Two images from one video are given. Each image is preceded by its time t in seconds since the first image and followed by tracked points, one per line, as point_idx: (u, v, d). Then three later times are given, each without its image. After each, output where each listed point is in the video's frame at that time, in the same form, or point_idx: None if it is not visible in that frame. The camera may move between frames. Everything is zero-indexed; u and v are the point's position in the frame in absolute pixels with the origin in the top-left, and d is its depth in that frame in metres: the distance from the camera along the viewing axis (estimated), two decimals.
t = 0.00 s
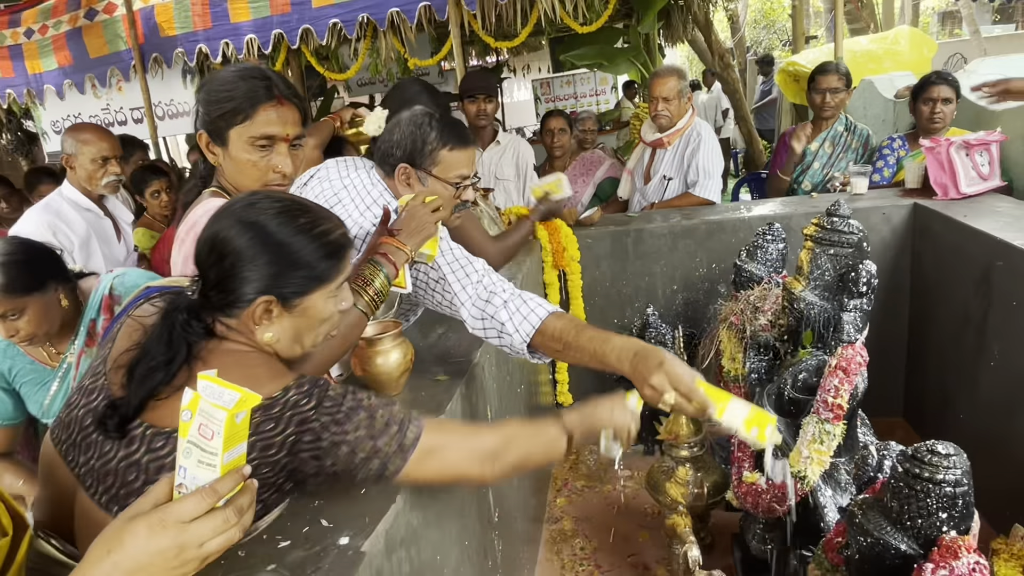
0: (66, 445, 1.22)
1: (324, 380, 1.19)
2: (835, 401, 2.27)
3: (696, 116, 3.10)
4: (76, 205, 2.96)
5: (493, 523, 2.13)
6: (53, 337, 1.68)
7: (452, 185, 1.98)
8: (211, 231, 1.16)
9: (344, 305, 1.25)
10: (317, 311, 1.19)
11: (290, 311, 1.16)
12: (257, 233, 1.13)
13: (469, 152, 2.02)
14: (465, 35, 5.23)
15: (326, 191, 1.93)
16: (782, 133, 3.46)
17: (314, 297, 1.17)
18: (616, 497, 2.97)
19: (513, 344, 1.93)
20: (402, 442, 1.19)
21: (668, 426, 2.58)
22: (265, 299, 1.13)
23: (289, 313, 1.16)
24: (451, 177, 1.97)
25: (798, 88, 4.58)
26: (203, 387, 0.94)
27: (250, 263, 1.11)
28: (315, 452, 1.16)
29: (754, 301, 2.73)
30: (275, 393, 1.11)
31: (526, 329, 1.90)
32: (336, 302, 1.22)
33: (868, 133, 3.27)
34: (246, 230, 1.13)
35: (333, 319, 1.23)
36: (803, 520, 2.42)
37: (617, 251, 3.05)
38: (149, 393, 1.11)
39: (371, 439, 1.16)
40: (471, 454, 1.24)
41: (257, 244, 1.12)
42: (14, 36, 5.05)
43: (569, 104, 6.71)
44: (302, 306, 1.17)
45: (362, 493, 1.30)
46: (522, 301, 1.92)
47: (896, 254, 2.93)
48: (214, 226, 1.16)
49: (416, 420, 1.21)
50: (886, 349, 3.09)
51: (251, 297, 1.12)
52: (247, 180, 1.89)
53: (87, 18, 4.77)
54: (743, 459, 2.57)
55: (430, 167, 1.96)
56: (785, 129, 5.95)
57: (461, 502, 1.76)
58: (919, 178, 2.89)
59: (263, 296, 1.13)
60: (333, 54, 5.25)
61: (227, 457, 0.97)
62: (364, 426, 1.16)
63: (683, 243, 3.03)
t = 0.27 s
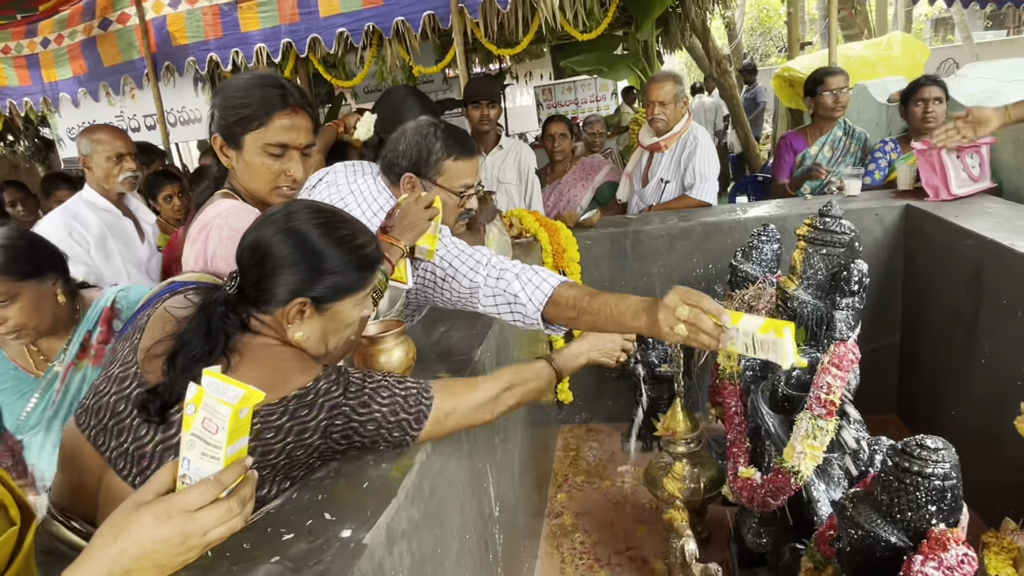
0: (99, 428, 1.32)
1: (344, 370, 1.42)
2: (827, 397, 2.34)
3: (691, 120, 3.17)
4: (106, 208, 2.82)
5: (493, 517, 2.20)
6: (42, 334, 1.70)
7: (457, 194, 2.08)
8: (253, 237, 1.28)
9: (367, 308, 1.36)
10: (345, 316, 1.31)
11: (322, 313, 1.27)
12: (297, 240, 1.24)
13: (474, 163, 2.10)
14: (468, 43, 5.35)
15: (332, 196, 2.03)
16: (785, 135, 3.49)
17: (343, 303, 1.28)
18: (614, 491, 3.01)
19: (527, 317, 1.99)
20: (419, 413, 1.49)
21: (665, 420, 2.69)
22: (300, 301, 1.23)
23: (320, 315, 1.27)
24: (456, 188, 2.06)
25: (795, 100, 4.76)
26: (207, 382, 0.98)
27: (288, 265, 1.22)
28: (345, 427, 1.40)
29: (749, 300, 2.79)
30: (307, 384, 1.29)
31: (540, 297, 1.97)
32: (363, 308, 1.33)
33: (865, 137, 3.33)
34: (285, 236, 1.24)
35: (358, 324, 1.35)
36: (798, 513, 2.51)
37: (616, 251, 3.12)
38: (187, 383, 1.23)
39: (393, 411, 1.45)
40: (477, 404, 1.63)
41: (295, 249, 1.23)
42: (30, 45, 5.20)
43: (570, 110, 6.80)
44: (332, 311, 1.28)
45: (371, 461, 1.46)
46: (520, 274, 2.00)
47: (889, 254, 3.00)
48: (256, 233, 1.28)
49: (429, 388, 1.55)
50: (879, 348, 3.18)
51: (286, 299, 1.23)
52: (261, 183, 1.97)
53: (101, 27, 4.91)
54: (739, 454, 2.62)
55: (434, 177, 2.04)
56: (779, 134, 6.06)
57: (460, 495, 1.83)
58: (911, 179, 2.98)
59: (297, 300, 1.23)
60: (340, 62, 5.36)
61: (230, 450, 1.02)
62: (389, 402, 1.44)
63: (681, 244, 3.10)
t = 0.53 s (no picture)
0: (110, 420, 1.44)
1: (344, 370, 1.45)
2: (809, 390, 2.47)
3: (682, 129, 3.35)
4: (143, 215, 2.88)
5: (494, 503, 2.33)
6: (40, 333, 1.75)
7: (460, 195, 2.19)
8: (263, 239, 1.40)
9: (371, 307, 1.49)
10: (346, 314, 1.43)
11: (324, 311, 1.39)
12: (304, 241, 1.36)
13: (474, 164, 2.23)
14: (472, 57, 5.62)
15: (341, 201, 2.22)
16: (776, 141, 3.63)
17: (344, 301, 1.40)
18: (609, 481, 3.17)
19: (522, 324, 2.18)
20: (410, 427, 1.46)
21: (659, 414, 2.80)
22: (305, 298, 1.35)
23: (323, 312, 1.39)
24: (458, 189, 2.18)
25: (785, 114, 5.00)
26: (230, 372, 1.08)
27: (297, 265, 1.35)
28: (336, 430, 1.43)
29: (736, 299, 2.96)
30: (300, 380, 1.34)
31: (533, 306, 2.15)
32: (362, 307, 1.46)
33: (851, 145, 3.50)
34: (292, 237, 1.37)
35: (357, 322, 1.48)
36: (779, 501, 2.64)
37: (611, 253, 3.30)
38: (194, 374, 1.34)
39: (384, 420, 1.44)
40: (474, 431, 1.56)
41: (302, 250, 1.36)
42: (60, 61, 5.66)
43: (569, 121, 7.09)
44: (334, 308, 1.40)
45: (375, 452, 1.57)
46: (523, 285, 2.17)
47: (871, 254, 3.16)
48: (267, 235, 1.40)
49: (425, 404, 1.50)
50: (859, 344, 3.36)
51: (293, 295, 1.35)
52: (286, 186, 2.14)
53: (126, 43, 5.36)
54: (727, 445, 2.80)
55: (439, 177, 2.17)
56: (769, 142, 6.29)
57: (462, 483, 1.96)
58: (891, 184, 3.12)
59: (302, 298, 1.35)
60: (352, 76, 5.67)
61: (252, 437, 1.12)
62: (382, 409, 1.43)
63: (673, 246, 3.28)
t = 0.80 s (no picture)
0: (137, 414, 1.53)
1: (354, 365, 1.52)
2: (797, 381, 2.55)
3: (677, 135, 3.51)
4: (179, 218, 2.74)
5: (497, 489, 2.45)
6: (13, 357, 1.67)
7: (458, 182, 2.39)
8: (271, 243, 1.47)
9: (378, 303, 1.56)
10: (355, 310, 1.49)
11: (334, 308, 1.46)
12: (312, 243, 1.42)
13: (464, 151, 2.42)
14: (477, 67, 5.87)
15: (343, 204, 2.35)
16: (770, 145, 3.76)
17: (353, 298, 1.47)
18: (607, 468, 3.38)
19: (526, 309, 2.28)
20: (417, 423, 1.54)
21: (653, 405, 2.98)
22: (315, 297, 1.42)
23: (332, 310, 1.46)
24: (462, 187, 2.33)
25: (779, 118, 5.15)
26: (281, 366, 1.12)
27: (307, 265, 1.41)
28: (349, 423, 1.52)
29: (727, 295, 3.14)
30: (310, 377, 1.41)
31: (535, 290, 2.26)
32: (370, 303, 1.52)
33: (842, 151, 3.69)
34: (298, 239, 1.43)
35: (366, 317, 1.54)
36: (769, 484, 2.76)
37: (609, 253, 3.47)
38: (211, 373, 1.40)
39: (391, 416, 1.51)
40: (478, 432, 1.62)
41: (311, 250, 1.42)
42: (89, 71, 6.19)
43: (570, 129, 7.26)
44: (344, 305, 1.47)
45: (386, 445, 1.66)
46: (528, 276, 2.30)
47: (855, 254, 3.37)
48: (275, 238, 1.46)
49: (431, 401, 1.58)
50: (845, 339, 3.55)
51: (304, 295, 1.42)
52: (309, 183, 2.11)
53: (150, 54, 5.78)
54: (718, 434, 2.93)
55: (436, 168, 2.35)
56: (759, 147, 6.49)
57: (467, 470, 2.09)
58: (876, 187, 3.31)
59: (312, 296, 1.42)
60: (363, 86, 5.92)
61: (297, 428, 1.17)
62: (388, 406, 1.51)
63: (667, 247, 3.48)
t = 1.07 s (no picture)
0: (160, 402, 1.56)
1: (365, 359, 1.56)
2: (786, 374, 2.62)
3: (672, 142, 3.75)
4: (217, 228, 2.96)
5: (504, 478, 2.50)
6: None
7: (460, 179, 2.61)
8: (293, 246, 1.49)
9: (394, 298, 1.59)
10: (372, 307, 1.54)
11: (353, 306, 1.50)
12: (332, 247, 1.46)
13: (463, 150, 2.62)
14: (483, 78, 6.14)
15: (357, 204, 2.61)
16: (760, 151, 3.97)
17: (371, 295, 1.51)
18: (603, 456, 3.56)
19: (556, 260, 2.50)
20: (416, 427, 1.55)
21: (651, 397, 3.09)
22: (336, 297, 1.46)
23: (352, 307, 1.50)
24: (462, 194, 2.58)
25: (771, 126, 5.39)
26: (301, 363, 1.15)
27: (328, 267, 1.45)
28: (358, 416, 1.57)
29: (720, 293, 3.20)
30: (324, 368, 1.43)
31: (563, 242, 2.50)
32: (386, 300, 1.57)
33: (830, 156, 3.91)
34: (319, 243, 1.46)
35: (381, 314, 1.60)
36: (761, 473, 2.85)
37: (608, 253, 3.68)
38: (230, 365, 1.41)
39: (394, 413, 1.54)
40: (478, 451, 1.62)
41: (331, 252, 1.45)
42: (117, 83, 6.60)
43: (570, 135, 7.58)
44: (361, 303, 1.51)
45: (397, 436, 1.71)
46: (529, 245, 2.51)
47: (843, 254, 3.55)
48: (296, 241, 1.49)
49: (433, 407, 1.58)
50: (832, 335, 3.76)
51: (324, 296, 1.45)
52: (325, 179, 2.25)
53: (176, 66, 6.24)
54: (712, 424, 3.00)
55: (439, 167, 2.56)
56: (751, 154, 6.70)
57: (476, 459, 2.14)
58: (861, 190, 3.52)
59: (333, 296, 1.46)
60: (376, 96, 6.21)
61: (319, 418, 1.21)
62: (392, 403, 1.54)
63: (663, 248, 3.68)
